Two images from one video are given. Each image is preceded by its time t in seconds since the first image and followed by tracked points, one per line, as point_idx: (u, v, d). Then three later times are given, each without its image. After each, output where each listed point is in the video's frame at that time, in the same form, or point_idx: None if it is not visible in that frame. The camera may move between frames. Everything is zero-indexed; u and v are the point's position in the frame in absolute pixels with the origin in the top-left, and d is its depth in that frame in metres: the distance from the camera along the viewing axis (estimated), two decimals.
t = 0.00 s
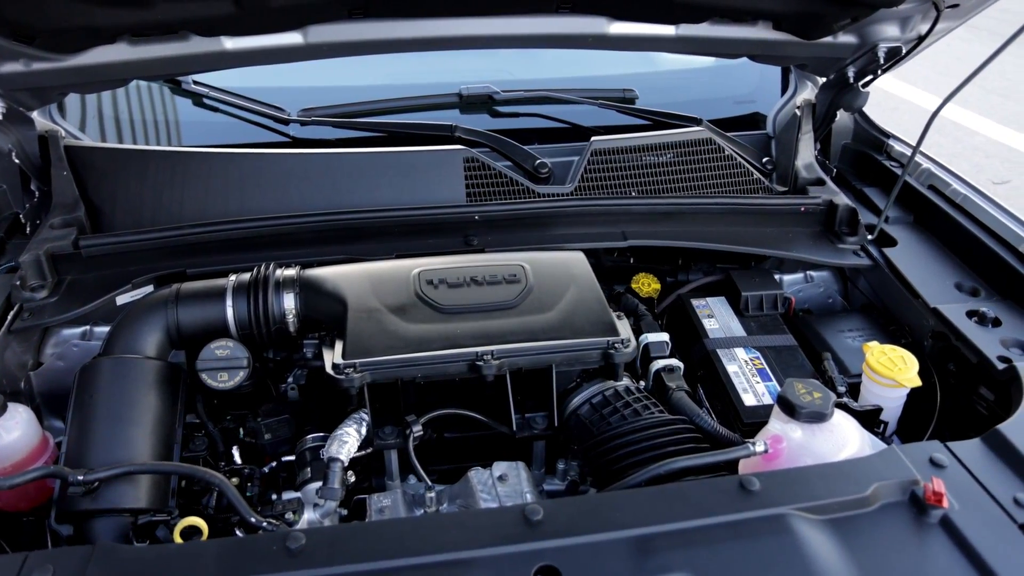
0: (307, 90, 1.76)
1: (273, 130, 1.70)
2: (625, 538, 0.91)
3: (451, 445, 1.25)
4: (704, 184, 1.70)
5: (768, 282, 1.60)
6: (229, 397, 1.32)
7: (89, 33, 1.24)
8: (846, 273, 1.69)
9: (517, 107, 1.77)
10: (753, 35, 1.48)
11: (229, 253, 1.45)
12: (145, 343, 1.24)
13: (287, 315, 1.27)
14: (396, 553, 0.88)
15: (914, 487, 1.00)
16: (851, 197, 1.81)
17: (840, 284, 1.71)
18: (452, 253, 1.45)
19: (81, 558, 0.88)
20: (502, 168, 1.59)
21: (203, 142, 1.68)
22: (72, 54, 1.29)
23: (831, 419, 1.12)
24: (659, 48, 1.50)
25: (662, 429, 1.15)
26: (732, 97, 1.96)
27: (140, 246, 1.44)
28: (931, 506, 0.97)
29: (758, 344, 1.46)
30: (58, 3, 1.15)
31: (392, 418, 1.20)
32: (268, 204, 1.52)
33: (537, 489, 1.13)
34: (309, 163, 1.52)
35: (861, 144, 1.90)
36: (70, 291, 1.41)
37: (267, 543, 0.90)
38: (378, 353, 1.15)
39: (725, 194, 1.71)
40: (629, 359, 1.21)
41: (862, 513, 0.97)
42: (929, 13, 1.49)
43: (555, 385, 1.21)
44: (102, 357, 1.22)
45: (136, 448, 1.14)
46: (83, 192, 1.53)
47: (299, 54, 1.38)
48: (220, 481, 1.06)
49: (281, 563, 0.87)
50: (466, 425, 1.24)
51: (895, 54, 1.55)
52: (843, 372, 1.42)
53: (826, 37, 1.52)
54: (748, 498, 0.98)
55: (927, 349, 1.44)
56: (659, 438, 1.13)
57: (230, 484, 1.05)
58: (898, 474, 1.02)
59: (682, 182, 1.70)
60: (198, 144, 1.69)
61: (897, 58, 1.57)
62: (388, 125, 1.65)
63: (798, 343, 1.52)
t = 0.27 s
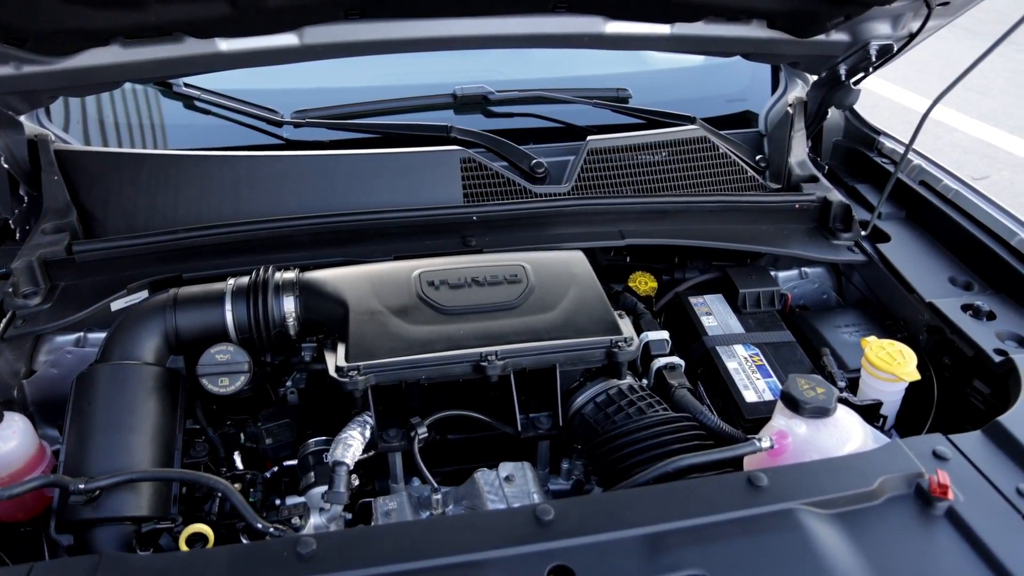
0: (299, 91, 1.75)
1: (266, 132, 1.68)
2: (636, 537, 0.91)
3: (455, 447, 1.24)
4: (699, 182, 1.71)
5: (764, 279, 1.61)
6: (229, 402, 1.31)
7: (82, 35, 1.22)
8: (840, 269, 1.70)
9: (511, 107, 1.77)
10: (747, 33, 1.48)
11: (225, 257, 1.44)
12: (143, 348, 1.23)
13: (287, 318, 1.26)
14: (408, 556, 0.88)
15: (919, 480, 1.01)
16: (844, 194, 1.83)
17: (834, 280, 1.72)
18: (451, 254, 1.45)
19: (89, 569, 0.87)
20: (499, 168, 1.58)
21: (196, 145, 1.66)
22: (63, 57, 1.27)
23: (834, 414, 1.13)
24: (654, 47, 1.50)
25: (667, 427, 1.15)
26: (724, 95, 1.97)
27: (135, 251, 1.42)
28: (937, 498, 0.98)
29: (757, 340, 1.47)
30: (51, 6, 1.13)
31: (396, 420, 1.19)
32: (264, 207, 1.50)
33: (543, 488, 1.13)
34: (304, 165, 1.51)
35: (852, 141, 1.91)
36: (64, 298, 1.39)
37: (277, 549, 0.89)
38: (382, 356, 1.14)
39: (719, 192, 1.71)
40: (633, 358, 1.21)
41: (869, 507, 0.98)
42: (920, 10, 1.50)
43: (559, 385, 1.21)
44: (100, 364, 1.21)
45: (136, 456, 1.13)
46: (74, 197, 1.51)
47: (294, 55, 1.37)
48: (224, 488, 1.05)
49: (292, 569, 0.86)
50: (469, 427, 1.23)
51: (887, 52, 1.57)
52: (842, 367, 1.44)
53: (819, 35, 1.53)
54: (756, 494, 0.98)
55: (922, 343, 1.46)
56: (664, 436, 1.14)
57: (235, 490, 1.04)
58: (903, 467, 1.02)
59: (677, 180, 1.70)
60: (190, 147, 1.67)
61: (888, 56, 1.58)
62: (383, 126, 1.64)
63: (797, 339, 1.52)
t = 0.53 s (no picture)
0: (292, 92, 1.73)
1: (261, 134, 1.67)
2: (649, 533, 0.91)
3: (460, 447, 1.24)
4: (695, 180, 1.72)
5: (761, 275, 1.62)
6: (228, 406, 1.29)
7: (75, 35, 1.20)
8: (835, 265, 1.72)
9: (505, 106, 1.76)
10: (742, 31, 1.49)
11: (222, 260, 1.42)
12: (142, 354, 1.21)
13: (288, 321, 1.25)
14: (422, 558, 0.87)
15: (924, 471, 1.02)
16: (837, 190, 1.84)
17: (829, 276, 1.74)
18: (450, 254, 1.44)
19: None
20: (496, 168, 1.58)
21: (188, 147, 1.64)
22: (55, 58, 1.25)
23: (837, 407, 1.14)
24: (650, 45, 1.51)
25: (673, 424, 1.15)
26: (717, 92, 1.98)
27: (130, 255, 1.42)
28: (942, 489, 0.99)
29: (756, 336, 1.48)
30: (44, 6, 1.11)
31: (402, 422, 1.19)
32: (260, 209, 1.49)
33: (550, 487, 1.13)
34: (300, 166, 1.50)
35: (844, 138, 1.93)
36: (58, 304, 1.36)
37: (289, 553, 0.88)
38: (386, 357, 1.13)
39: (715, 189, 1.72)
40: (637, 355, 1.22)
41: (876, 499, 0.99)
42: (912, 8, 1.51)
43: (563, 383, 1.21)
44: (98, 370, 1.19)
45: (138, 462, 1.11)
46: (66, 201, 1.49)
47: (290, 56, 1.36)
48: (230, 493, 1.03)
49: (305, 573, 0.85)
50: (473, 427, 1.23)
51: (878, 49, 1.58)
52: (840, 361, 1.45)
53: (812, 32, 1.54)
54: (766, 488, 0.99)
55: (918, 336, 1.48)
56: (670, 433, 1.14)
57: (241, 495, 1.02)
58: (908, 459, 1.04)
59: (673, 178, 1.71)
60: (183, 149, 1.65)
61: (880, 52, 1.60)
62: (378, 127, 1.63)
63: (795, 334, 1.54)
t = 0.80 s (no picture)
0: (286, 93, 1.72)
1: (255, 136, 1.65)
2: (661, 531, 0.92)
3: (464, 448, 1.23)
4: (691, 178, 1.72)
5: (758, 271, 1.63)
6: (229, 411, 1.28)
7: (68, 38, 1.18)
8: (829, 261, 1.74)
9: (501, 106, 1.76)
10: (737, 29, 1.50)
11: (219, 264, 1.41)
12: (141, 360, 1.19)
13: (289, 325, 1.23)
14: (435, 561, 0.87)
15: (929, 464, 1.03)
16: (830, 186, 1.86)
17: (823, 271, 1.76)
18: (450, 255, 1.44)
19: None
20: (494, 168, 1.58)
21: (181, 150, 1.62)
22: (47, 61, 1.23)
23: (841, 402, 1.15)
24: (646, 44, 1.51)
25: (679, 421, 1.15)
26: (709, 91, 1.99)
27: (125, 261, 1.40)
28: (947, 481, 1.00)
29: (755, 332, 1.48)
30: (37, 8, 1.09)
31: (407, 424, 1.18)
32: (256, 212, 1.48)
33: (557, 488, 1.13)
34: (296, 168, 1.48)
35: (836, 134, 1.94)
36: (52, 311, 1.34)
37: (300, 559, 0.87)
38: (391, 360, 1.13)
39: (710, 186, 1.73)
40: (641, 353, 1.22)
41: (884, 493, 0.99)
42: (903, 5, 1.53)
43: (568, 383, 1.21)
44: (97, 378, 1.17)
45: (140, 470, 1.10)
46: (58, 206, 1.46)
47: (286, 57, 1.34)
48: (236, 500, 1.02)
49: None
50: (478, 429, 1.22)
51: (871, 46, 1.60)
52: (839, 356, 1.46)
53: (806, 30, 1.55)
54: (775, 484, 0.99)
55: (914, 330, 1.49)
56: (676, 431, 1.14)
57: (247, 503, 1.01)
58: (913, 452, 1.04)
59: (669, 176, 1.71)
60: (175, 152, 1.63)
61: (872, 49, 1.62)
62: (373, 128, 1.62)
63: (793, 330, 1.55)
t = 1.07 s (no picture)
0: (278, 95, 1.70)
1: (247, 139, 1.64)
2: (671, 530, 0.92)
3: (468, 450, 1.23)
4: (685, 176, 1.73)
5: (754, 268, 1.64)
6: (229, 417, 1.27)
7: (59, 42, 1.16)
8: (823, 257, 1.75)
9: (495, 106, 1.76)
10: (731, 28, 1.50)
11: (215, 269, 1.40)
12: (139, 368, 1.18)
13: (289, 330, 1.22)
14: (447, 565, 0.87)
15: (931, 456, 1.04)
16: (823, 183, 1.87)
17: (817, 266, 1.77)
18: (448, 257, 1.43)
19: None
20: (490, 168, 1.57)
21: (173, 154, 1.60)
22: (37, 65, 1.21)
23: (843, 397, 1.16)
24: (641, 43, 1.51)
25: (683, 419, 1.16)
26: (700, 89, 1.99)
27: (119, 267, 1.38)
28: (951, 474, 1.01)
29: (753, 329, 1.49)
30: (28, 12, 1.07)
31: (411, 427, 1.18)
32: (251, 215, 1.46)
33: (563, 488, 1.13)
34: (291, 171, 1.47)
35: (827, 131, 1.96)
36: (46, 319, 1.32)
37: (311, 566, 0.87)
38: (394, 363, 1.12)
39: (705, 184, 1.74)
40: (644, 352, 1.22)
41: (889, 486, 1.00)
42: (893, 3, 1.54)
43: (571, 383, 1.21)
44: (94, 386, 1.15)
45: (141, 479, 1.08)
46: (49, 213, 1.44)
47: (280, 59, 1.33)
48: (243, 506, 1.01)
49: None
50: (482, 430, 1.22)
51: (862, 43, 1.62)
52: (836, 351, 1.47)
53: (798, 28, 1.56)
54: (781, 480, 0.99)
55: (908, 324, 1.51)
56: (680, 429, 1.14)
57: (253, 510, 1.00)
58: (915, 445, 1.05)
59: (664, 175, 1.72)
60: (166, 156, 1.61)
61: (863, 47, 1.64)
62: (368, 129, 1.61)
63: (790, 326, 1.56)
